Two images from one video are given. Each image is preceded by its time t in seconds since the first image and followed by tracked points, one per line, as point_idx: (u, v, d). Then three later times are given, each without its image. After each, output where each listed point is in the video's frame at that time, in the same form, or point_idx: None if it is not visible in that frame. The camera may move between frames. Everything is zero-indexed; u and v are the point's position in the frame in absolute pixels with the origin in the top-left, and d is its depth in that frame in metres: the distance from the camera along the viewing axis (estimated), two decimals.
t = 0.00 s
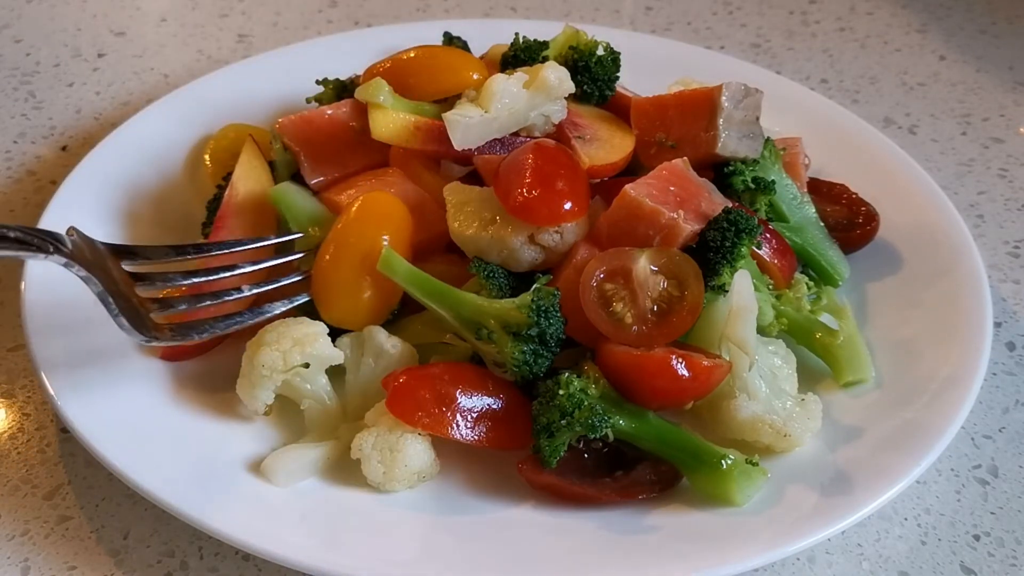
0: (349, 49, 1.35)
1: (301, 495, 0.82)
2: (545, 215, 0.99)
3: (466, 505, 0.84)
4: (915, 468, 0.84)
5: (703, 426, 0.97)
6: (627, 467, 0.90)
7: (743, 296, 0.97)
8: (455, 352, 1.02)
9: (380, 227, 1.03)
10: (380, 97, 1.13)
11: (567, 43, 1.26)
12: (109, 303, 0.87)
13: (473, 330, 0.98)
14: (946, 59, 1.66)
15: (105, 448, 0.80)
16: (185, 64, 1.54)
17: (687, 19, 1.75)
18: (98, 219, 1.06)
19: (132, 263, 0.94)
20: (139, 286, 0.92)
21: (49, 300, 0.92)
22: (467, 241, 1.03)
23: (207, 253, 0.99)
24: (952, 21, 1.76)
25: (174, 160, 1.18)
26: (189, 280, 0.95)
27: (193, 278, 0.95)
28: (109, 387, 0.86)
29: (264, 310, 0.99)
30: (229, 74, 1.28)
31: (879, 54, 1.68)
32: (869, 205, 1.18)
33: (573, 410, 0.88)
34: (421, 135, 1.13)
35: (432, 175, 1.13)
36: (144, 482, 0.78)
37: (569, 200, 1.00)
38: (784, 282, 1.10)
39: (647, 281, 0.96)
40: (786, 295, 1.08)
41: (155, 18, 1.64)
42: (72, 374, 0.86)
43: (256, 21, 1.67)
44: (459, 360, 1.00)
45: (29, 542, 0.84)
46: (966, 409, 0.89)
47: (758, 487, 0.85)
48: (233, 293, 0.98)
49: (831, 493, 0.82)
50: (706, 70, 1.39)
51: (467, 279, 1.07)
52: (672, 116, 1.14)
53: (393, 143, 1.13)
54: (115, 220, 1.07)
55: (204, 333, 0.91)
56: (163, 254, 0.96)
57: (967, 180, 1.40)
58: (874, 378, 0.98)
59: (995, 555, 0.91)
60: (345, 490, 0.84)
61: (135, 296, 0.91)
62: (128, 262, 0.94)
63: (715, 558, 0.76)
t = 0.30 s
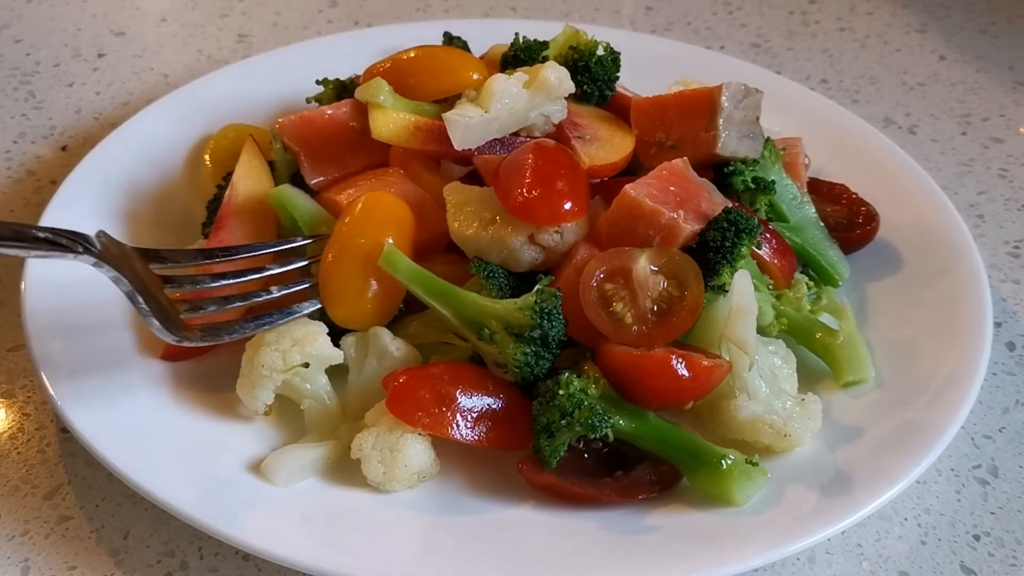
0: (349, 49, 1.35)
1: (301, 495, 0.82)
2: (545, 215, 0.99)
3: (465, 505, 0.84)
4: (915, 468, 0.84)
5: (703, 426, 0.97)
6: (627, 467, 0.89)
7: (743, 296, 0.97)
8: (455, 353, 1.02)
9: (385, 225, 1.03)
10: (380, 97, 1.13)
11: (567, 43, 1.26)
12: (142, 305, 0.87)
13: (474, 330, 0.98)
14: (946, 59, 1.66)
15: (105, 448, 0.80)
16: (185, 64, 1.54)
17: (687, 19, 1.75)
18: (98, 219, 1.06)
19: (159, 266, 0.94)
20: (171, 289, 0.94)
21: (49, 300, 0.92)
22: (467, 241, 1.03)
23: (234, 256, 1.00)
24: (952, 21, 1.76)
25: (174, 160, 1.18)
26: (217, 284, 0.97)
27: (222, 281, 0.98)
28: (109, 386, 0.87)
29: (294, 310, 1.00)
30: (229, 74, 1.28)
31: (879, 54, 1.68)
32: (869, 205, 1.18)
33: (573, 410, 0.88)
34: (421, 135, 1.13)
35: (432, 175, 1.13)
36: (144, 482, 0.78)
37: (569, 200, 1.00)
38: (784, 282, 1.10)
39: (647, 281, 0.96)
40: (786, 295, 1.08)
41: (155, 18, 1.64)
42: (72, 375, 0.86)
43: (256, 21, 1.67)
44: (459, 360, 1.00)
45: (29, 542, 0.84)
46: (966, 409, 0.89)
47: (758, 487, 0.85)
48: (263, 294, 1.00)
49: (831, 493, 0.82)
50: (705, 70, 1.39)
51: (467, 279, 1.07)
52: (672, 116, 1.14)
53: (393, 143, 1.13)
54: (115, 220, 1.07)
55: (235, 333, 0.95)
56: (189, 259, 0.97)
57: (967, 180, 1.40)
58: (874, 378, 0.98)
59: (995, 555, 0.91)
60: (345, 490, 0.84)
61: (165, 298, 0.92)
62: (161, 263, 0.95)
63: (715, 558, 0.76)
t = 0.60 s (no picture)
0: (349, 49, 1.35)
1: (301, 495, 0.82)
2: (545, 215, 0.99)
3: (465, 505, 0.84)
4: (915, 468, 0.84)
5: (703, 426, 0.97)
6: (627, 467, 0.89)
7: (743, 296, 0.97)
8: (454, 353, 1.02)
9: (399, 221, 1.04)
10: (380, 97, 1.13)
11: (567, 43, 1.26)
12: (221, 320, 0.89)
13: (476, 329, 0.97)
14: (946, 59, 1.66)
15: (105, 447, 0.80)
16: (185, 64, 1.54)
17: (687, 19, 1.75)
18: (98, 220, 1.05)
19: (233, 289, 0.97)
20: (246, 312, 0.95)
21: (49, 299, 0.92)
22: (467, 241, 1.03)
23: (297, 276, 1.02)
24: (952, 21, 1.76)
25: (174, 160, 1.18)
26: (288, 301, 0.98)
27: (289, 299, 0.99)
28: (109, 387, 0.87)
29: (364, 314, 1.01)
30: (229, 74, 1.28)
31: (879, 54, 1.68)
32: (869, 205, 1.18)
33: (573, 410, 0.88)
34: (421, 135, 1.13)
35: (432, 175, 1.13)
36: (144, 482, 0.78)
37: (569, 201, 1.00)
38: (784, 282, 1.10)
39: (647, 281, 0.96)
40: (786, 295, 1.08)
41: (155, 18, 1.64)
42: (72, 375, 0.86)
43: (256, 21, 1.67)
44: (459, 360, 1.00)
45: (29, 542, 0.84)
46: (966, 409, 0.89)
47: (758, 487, 0.85)
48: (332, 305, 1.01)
49: (831, 493, 0.82)
50: (705, 70, 1.39)
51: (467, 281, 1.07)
52: (672, 116, 1.14)
53: (393, 143, 1.13)
54: (116, 220, 1.07)
55: (314, 340, 0.94)
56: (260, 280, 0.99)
57: (967, 180, 1.40)
58: (874, 378, 0.98)
59: (995, 555, 0.91)
60: (344, 491, 0.84)
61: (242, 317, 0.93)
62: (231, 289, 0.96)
63: (715, 558, 0.76)
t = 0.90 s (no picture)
0: (349, 49, 1.35)
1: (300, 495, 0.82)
2: (545, 215, 0.99)
3: (465, 506, 0.84)
4: (915, 468, 0.84)
5: (703, 426, 0.97)
6: (627, 467, 0.89)
7: (743, 296, 0.97)
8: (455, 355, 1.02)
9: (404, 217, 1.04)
10: (380, 97, 1.13)
11: (567, 43, 1.26)
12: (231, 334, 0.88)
13: (485, 331, 0.97)
14: (946, 59, 1.66)
15: (105, 447, 0.80)
16: (185, 64, 1.54)
17: (687, 19, 1.75)
18: (97, 219, 1.05)
19: (240, 313, 0.95)
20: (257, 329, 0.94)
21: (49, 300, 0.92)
22: (467, 240, 1.03)
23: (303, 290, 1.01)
24: (952, 21, 1.76)
25: (175, 160, 1.18)
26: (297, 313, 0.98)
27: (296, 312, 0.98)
28: (109, 387, 0.87)
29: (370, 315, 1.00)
30: (229, 74, 1.28)
31: (879, 54, 1.68)
32: (869, 205, 1.18)
33: (572, 410, 0.88)
34: (421, 135, 1.13)
35: (432, 175, 1.13)
36: (144, 482, 0.78)
37: (569, 201, 1.00)
38: (784, 282, 1.10)
39: (647, 281, 0.96)
40: (786, 295, 1.08)
41: (155, 18, 1.64)
42: (72, 375, 0.86)
43: (256, 21, 1.67)
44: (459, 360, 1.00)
45: (29, 542, 0.84)
46: (965, 409, 0.89)
47: (757, 487, 0.85)
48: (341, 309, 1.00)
49: (831, 493, 0.82)
50: (705, 70, 1.39)
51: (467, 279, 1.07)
52: (672, 116, 1.14)
53: (393, 143, 1.13)
54: (116, 220, 1.07)
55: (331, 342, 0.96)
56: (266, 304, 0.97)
57: (967, 180, 1.40)
58: (874, 378, 0.98)
59: (995, 555, 0.91)
60: (344, 491, 0.84)
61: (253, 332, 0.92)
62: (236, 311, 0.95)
63: (715, 558, 0.76)
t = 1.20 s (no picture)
0: (350, 49, 1.35)
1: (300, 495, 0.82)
2: (545, 215, 0.99)
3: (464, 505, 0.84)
4: (915, 468, 0.84)
5: (703, 426, 0.97)
6: (627, 467, 0.89)
7: (743, 296, 0.97)
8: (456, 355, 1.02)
9: (394, 201, 1.03)
10: (380, 97, 1.13)
11: (567, 43, 1.26)
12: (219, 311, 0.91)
13: (487, 335, 0.97)
14: (946, 59, 1.66)
15: (104, 447, 0.80)
16: (185, 64, 1.54)
17: (687, 19, 1.74)
18: (97, 219, 1.05)
19: (230, 294, 0.96)
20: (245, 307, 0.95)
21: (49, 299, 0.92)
22: (467, 240, 1.03)
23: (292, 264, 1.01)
24: (952, 21, 1.76)
25: (175, 160, 1.18)
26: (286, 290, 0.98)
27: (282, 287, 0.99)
28: (109, 387, 0.87)
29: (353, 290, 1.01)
30: (229, 75, 1.28)
31: (879, 54, 1.68)
32: (869, 205, 1.18)
33: (572, 410, 0.88)
34: (421, 135, 1.13)
35: (432, 175, 1.13)
36: (145, 482, 0.78)
37: (569, 201, 1.00)
38: (784, 282, 1.10)
39: (647, 281, 0.96)
40: (786, 295, 1.08)
41: (155, 18, 1.64)
42: (73, 375, 0.86)
43: (256, 21, 1.67)
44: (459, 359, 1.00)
45: (29, 542, 0.84)
46: (965, 409, 0.89)
47: (758, 487, 0.85)
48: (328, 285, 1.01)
49: (831, 493, 0.82)
50: (704, 69, 1.39)
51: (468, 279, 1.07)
52: (672, 116, 1.14)
53: (393, 143, 1.13)
54: (116, 220, 1.07)
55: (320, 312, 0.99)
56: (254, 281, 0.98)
57: (967, 180, 1.40)
58: (874, 378, 0.98)
59: (995, 555, 0.91)
60: (344, 491, 0.84)
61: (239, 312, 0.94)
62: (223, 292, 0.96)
63: (715, 558, 0.76)
